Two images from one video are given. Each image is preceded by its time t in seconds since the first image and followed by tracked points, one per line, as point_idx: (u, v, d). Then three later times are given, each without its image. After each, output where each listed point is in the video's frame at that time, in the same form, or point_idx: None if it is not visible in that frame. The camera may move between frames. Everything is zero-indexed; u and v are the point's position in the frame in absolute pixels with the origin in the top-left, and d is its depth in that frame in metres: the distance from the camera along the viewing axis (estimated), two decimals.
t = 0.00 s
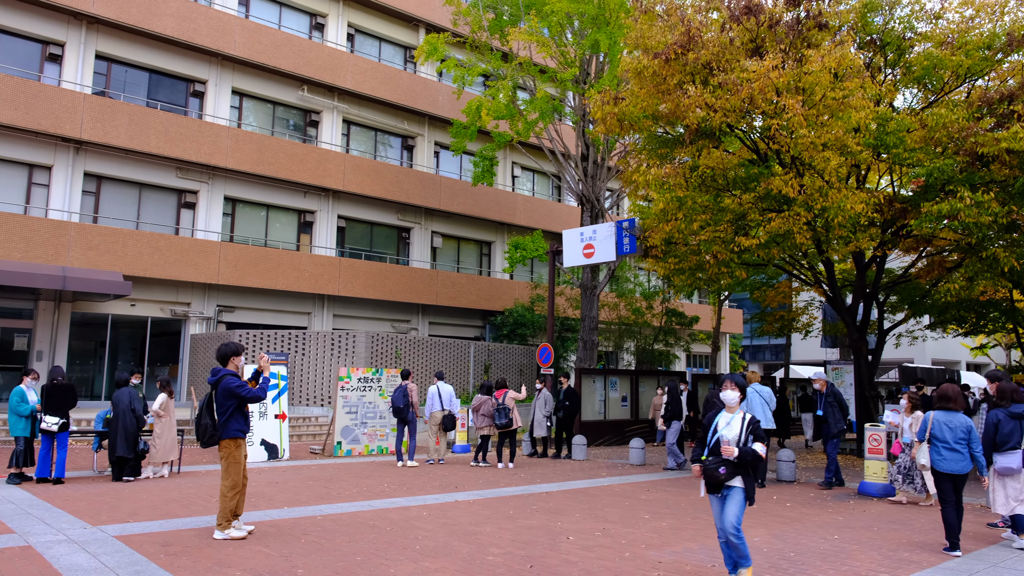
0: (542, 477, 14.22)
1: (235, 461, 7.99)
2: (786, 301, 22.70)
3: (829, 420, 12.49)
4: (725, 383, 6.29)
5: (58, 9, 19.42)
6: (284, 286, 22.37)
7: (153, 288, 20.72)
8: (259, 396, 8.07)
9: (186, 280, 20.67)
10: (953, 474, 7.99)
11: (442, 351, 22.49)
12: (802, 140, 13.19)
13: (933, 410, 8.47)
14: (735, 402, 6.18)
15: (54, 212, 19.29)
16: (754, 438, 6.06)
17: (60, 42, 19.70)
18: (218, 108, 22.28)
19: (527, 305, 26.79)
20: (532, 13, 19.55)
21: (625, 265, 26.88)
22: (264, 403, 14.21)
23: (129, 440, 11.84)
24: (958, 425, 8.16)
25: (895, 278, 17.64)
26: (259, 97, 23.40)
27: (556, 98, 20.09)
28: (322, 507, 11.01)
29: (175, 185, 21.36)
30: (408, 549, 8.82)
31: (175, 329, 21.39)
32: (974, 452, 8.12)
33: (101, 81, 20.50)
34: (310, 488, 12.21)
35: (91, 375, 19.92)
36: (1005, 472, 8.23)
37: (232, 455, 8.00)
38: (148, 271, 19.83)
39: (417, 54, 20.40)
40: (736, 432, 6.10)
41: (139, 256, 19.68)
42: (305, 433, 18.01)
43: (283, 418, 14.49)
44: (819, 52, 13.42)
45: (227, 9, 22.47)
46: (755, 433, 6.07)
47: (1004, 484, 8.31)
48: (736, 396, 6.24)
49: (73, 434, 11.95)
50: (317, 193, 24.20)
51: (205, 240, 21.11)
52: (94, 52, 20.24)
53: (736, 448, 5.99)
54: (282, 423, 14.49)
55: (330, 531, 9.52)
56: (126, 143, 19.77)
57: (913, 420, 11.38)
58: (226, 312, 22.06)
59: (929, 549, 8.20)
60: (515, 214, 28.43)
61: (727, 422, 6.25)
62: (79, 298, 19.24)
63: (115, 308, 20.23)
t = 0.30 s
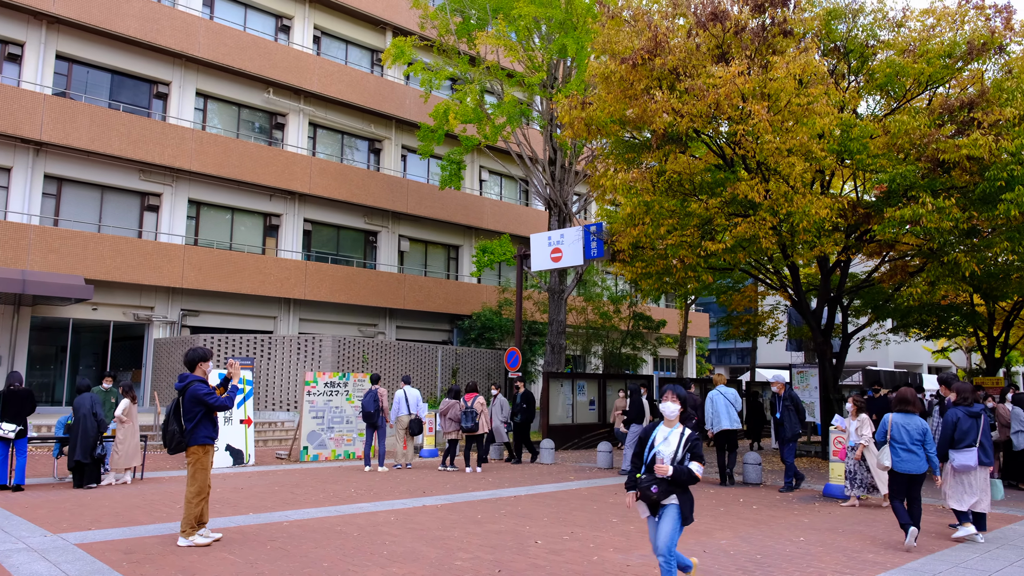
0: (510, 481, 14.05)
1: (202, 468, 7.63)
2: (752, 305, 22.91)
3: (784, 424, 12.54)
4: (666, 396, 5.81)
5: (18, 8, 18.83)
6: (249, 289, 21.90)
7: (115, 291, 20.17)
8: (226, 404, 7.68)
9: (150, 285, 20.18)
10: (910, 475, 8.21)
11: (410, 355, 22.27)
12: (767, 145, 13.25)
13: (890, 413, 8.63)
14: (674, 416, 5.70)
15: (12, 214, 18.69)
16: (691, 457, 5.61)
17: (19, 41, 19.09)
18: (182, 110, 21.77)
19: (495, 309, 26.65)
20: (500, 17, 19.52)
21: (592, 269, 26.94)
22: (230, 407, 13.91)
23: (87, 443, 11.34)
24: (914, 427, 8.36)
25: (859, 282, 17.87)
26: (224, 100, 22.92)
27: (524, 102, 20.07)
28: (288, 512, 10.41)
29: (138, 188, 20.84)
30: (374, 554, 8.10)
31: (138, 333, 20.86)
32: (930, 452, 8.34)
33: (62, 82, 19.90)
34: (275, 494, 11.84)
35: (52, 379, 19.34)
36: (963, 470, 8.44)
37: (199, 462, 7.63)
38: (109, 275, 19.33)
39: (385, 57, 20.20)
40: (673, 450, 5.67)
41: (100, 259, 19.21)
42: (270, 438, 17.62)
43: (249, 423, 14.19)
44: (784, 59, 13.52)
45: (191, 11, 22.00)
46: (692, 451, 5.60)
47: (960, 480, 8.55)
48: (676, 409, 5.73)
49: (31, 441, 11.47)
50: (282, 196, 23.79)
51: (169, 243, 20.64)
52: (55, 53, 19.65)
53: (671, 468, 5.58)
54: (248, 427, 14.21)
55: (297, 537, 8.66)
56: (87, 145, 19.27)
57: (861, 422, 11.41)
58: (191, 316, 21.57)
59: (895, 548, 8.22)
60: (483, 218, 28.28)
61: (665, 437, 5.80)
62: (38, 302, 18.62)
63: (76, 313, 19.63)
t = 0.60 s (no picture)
0: (484, 483, 13.96)
1: (174, 473, 7.39)
2: (724, 307, 23.10)
3: (746, 425, 12.63)
4: (597, 393, 5.41)
5: None
6: (219, 291, 21.54)
7: (82, 293, 19.70)
8: (201, 405, 7.49)
9: (119, 286, 19.76)
10: (873, 473, 8.36)
11: (383, 357, 22.10)
12: (740, 148, 13.34)
13: (854, 412, 8.74)
14: (607, 415, 5.30)
15: None
16: (628, 456, 5.21)
17: None
18: (151, 110, 21.35)
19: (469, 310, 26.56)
20: (474, 18, 19.49)
21: (566, 270, 26.98)
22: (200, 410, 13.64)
23: (55, 446, 11.04)
24: (878, 426, 8.48)
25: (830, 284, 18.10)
26: (194, 99, 22.52)
27: (497, 104, 20.03)
28: (259, 517, 10.18)
29: (106, 188, 20.39)
30: (348, 558, 7.94)
31: (105, 336, 20.39)
32: (891, 451, 8.49)
33: (27, 80, 19.40)
34: (247, 498, 11.62)
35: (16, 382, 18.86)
36: (921, 468, 8.56)
37: (171, 467, 7.41)
38: (75, 276, 18.90)
39: (358, 57, 20.03)
40: (608, 451, 5.26)
41: (66, 260, 18.76)
42: (241, 441, 17.33)
43: (220, 426, 13.96)
44: (757, 63, 13.61)
45: (161, 9, 21.59)
46: (629, 450, 5.21)
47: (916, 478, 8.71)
48: (609, 408, 5.34)
49: None
50: (254, 196, 23.44)
51: (138, 244, 20.24)
52: (20, 50, 19.16)
53: (606, 469, 5.13)
54: (218, 431, 13.97)
55: (269, 542, 8.46)
56: (53, 144, 18.82)
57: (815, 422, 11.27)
58: (160, 318, 21.15)
59: (867, 548, 8.29)
60: (456, 219, 28.17)
61: (599, 439, 5.38)
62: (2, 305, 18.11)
63: (41, 315, 19.13)
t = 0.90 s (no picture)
0: (453, 484, 13.94)
1: (137, 476, 7.27)
2: (692, 308, 23.36)
3: (699, 424, 12.84)
4: (520, 389, 5.25)
5: None
6: (183, 291, 21.19)
7: (39, 292, 19.23)
8: (168, 406, 7.37)
9: (78, 285, 19.34)
10: (822, 467, 8.92)
11: (351, 358, 21.93)
12: (708, 151, 13.52)
13: (807, 410, 9.27)
14: (531, 412, 5.15)
15: None
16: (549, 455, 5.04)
17: None
18: (112, 104, 20.94)
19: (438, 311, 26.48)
20: (445, 18, 19.46)
21: (535, 271, 27.06)
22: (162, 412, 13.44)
23: (10, 450, 10.69)
24: (829, 424, 9.04)
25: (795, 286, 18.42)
26: (157, 94, 22.12)
27: (469, 103, 20.01)
28: (224, 521, 10.04)
29: (65, 184, 19.95)
30: (316, 561, 7.88)
31: (63, 336, 20.12)
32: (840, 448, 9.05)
33: None
34: (211, 501, 11.45)
35: None
36: (864, 463, 9.09)
37: (135, 471, 7.29)
38: (32, 275, 18.46)
39: (327, 55, 19.87)
40: (528, 449, 5.07)
41: (22, 258, 18.32)
42: (206, 444, 17.07)
43: (183, 429, 13.76)
44: (725, 67, 13.80)
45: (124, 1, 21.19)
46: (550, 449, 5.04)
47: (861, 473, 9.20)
48: (532, 404, 5.19)
49: None
50: (219, 194, 23.11)
51: (98, 243, 19.82)
52: None
53: (526, 467, 4.94)
54: (182, 434, 13.77)
55: (234, 546, 8.37)
56: (9, 138, 18.35)
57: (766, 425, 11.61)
58: (121, 319, 20.74)
59: (826, 545, 8.47)
60: (426, 219, 28.07)
61: (520, 436, 5.20)
62: None
63: None
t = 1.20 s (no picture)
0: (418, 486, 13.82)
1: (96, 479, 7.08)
2: (657, 310, 23.56)
3: (654, 424, 12.77)
4: (430, 397, 4.68)
5: None
6: (142, 290, 20.68)
7: None
8: (130, 407, 7.19)
9: (32, 283, 18.73)
10: (778, 464, 9.41)
11: (315, 358, 21.64)
12: (674, 154, 13.63)
13: (760, 411, 9.82)
14: (440, 422, 4.58)
15: None
16: (458, 470, 4.47)
17: None
18: (69, 98, 20.33)
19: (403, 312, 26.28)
20: (412, 17, 19.31)
21: (501, 272, 27.05)
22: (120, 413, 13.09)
23: None
24: (782, 422, 9.65)
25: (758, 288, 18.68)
26: (116, 88, 21.55)
27: (435, 103, 19.88)
28: (184, 525, 9.79)
29: (18, 179, 19.32)
30: (279, 566, 7.71)
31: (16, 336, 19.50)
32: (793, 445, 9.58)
33: None
34: (170, 505, 11.16)
35: None
36: (817, 462, 9.52)
37: (93, 474, 7.08)
38: None
39: (292, 51, 19.58)
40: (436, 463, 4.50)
41: None
42: (165, 447, 16.66)
43: (142, 431, 13.41)
44: (691, 70, 13.93)
45: None
46: (461, 463, 4.47)
47: (815, 472, 9.60)
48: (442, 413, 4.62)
49: None
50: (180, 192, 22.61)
51: (53, 239, 19.23)
52: None
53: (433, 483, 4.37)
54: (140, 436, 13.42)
55: (194, 550, 8.15)
56: None
57: (710, 422, 11.76)
58: (77, 318, 20.17)
59: (788, 544, 8.58)
60: (392, 219, 27.84)
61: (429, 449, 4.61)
62: None
63: None
